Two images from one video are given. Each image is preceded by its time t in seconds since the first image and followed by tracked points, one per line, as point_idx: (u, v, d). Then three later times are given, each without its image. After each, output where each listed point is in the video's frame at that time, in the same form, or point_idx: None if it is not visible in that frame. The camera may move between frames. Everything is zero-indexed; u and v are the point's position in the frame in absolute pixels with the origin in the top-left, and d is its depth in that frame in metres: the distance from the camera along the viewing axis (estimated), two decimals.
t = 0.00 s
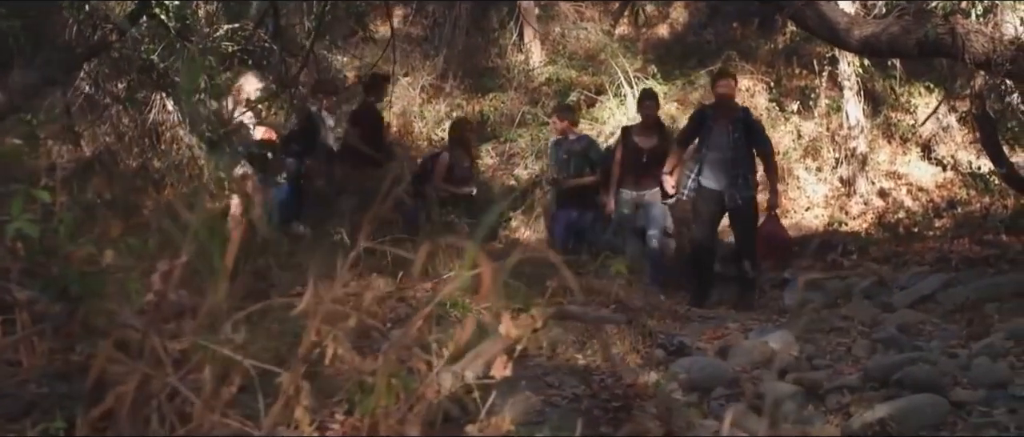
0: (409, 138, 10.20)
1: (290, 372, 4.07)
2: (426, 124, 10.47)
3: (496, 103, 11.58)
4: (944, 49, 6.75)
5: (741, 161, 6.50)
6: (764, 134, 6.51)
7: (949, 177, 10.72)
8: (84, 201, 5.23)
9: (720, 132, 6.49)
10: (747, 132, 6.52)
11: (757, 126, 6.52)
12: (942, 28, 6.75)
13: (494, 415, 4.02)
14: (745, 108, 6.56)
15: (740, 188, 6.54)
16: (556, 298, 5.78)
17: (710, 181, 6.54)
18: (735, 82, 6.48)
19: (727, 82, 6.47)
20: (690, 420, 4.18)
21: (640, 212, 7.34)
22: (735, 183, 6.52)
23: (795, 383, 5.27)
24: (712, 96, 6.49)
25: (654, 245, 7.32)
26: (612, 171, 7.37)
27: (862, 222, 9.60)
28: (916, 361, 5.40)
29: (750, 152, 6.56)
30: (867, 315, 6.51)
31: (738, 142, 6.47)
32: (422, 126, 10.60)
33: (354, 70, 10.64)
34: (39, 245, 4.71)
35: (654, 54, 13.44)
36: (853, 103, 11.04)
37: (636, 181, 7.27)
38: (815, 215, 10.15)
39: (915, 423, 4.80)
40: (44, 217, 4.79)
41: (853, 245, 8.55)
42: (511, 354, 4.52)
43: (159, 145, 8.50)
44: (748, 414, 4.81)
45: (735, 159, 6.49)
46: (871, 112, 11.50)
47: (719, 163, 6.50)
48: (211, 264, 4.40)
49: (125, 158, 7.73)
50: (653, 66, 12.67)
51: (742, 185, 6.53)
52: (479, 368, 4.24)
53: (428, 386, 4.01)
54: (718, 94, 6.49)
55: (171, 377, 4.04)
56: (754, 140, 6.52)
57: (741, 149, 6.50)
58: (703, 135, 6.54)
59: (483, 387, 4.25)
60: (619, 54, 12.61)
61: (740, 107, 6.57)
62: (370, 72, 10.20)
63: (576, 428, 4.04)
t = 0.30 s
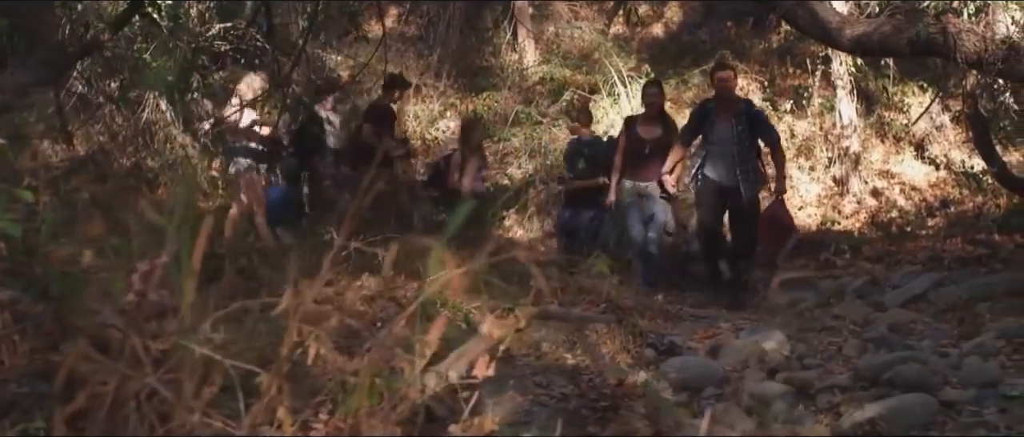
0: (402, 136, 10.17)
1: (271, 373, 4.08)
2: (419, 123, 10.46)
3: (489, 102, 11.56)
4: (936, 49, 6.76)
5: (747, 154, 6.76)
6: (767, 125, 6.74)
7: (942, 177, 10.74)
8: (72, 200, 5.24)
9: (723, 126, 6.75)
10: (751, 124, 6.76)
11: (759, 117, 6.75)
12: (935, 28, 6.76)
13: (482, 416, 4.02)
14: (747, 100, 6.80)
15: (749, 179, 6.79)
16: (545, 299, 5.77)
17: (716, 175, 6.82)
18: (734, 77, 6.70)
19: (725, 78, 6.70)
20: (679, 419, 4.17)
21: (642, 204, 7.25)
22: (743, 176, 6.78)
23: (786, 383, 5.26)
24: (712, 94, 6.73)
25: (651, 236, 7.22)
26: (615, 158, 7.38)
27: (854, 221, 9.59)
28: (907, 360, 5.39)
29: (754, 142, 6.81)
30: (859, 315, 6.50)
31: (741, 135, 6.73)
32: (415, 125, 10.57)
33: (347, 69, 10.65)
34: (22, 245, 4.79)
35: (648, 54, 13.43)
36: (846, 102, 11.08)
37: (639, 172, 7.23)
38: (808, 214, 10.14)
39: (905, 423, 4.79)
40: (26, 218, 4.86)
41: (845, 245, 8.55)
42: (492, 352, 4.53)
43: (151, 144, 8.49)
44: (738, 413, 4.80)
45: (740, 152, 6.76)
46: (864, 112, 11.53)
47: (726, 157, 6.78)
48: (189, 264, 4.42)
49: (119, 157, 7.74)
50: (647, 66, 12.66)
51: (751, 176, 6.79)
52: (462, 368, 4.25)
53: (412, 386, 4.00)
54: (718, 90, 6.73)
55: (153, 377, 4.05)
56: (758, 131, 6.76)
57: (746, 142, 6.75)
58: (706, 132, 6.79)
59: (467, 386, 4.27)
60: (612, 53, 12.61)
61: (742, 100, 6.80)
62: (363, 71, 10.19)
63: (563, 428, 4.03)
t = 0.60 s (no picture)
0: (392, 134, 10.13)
1: (250, 373, 4.05)
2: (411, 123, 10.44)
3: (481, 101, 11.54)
4: (925, 48, 6.82)
5: (740, 152, 6.87)
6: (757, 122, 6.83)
7: (933, 176, 10.70)
8: (57, 200, 5.24)
9: (714, 127, 6.85)
10: (742, 122, 6.84)
11: (749, 114, 6.83)
12: (923, 27, 6.82)
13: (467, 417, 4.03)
14: (736, 97, 6.88)
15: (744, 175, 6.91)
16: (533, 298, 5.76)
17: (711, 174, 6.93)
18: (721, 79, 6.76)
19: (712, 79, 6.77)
20: (664, 419, 4.17)
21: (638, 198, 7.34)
22: (738, 173, 6.90)
23: (774, 382, 5.27)
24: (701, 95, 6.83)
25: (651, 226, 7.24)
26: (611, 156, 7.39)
27: (844, 221, 9.59)
28: (895, 360, 5.40)
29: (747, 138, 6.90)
30: (848, 314, 6.50)
31: (732, 134, 6.83)
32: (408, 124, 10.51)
33: (337, 68, 10.63)
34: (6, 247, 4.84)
35: (640, 53, 13.42)
36: (838, 101, 11.16)
37: (636, 170, 7.32)
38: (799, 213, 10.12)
39: (892, 422, 4.79)
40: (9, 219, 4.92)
41: (836, 244, 8.57)
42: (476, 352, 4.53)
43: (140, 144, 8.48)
44: (725, 413, 4.80)
45: (733, 150, 6.86)
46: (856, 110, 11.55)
47: (718, 156, 6.88)
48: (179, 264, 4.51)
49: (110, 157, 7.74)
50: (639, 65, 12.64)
51: (745, 173, 6.91)
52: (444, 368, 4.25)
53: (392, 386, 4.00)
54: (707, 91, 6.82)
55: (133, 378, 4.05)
56: (750, 128, 6.85)
57: (738, 140, 6.85)
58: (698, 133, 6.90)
59: (450, 388, 4.27)
60: (605, 53, 12.59)
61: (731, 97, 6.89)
62: (353, 71, 10.18)
63: (550, 428, 4.03)
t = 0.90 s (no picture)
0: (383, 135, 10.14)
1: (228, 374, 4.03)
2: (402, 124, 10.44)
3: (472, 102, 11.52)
4: (913, 49, 6.83)
5: (733, 146, 6.92)
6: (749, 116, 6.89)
7: (923, 175, 10.62)
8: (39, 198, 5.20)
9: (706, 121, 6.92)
10: (733, 116, 6.90)
11: (740, 108, 6.88)
12: (912, 27, 6.83)
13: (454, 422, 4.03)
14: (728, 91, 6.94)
15: (740, 170, 6.95)
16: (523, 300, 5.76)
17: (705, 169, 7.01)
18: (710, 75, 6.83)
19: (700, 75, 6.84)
20: (649, 420, 4.17)
21: (637, 202, 7.28)
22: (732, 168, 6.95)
23: (761, 382, 5.26)
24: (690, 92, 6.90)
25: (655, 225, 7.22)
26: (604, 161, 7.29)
27: (834, 221, 9.59)
28: (882, 360, 5.39)
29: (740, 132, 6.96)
30: (836, 314, 6.50)
31: (723, 129, 6.89)
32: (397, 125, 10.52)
33: (327, 69, 10.63)
34: None
35: (631, 53, 13.42)
36: (828, 102, 11.18)
37: (633, 172, 7.25)
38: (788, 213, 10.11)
39: (880, 423, 4.79)
40: None
41: (826, 244, 8.58)
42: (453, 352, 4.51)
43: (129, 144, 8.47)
44: (712, 413, 4.80)
45: (725, 145, 6.92)
46: (846, 111, 11.61)
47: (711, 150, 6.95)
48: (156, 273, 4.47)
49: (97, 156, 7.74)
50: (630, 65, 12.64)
51: (739, 167, 6.96)
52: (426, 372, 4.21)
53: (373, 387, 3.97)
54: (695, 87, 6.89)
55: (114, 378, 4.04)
56: (741, 123, 6.90)
57: (730, 135, 6.91)
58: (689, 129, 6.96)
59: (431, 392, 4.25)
60: (596, 53, 12.59)
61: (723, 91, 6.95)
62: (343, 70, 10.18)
63: (534, 429, 4.02)
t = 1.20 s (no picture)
0: (367, 137, 10.15)
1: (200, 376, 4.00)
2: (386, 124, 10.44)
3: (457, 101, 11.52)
4: (895, 49, 6.86)
5: (728, 155, 6.58)
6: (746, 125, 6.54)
7: (906, 177, 10.62)
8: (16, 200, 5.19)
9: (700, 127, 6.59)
10: (730, 123, 6.57)
11: (737, 115, 6.55)
12: (895, 27, 6.84)
13: (432, 425, 4.04)
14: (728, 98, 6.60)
15: (734, 181, 6.60)
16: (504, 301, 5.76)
17: (700, 176, 6.68)
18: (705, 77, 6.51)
19: (696, 77, 6.53)
20: (627, 420, 4.17)
21: (623, 194, 7.16)
22: (726, 178, 6.60)
23: (742, 383, 5.26)
24: (685, 95, 6.59)
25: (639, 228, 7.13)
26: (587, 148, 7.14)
27: (818, 221, 9.61)
28: (863, 361, 5.39)
29: (739, 140, 6.62)
30: (818, 315, 6.50)
31: (718, 137, 6.56)
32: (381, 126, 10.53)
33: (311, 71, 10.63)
34: None
35: (616, 54, 13.43)
36: (811, 102, 11.16)
37: (618, 162, 7.09)
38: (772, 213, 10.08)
39: (860, 423, 4.78)
40: None
41: (809, 244, 8.59)
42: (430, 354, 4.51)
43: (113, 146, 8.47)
44: (692, 414, 4.80)
45: (719, 153, 6.58)
46: (829, 111, 11.61)
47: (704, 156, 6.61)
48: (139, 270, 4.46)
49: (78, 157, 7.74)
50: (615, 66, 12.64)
51: (733, 179, 6.60)
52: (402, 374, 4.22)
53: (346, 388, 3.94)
54: (691, 90, 6.57)
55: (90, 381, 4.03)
56: (739, 131, 6.57)
57: (725, 143, 6.57)
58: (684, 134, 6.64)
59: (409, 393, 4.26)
60: (580, 54, 12.59)
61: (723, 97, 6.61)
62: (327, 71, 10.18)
63: (511, 429, 4.01)
